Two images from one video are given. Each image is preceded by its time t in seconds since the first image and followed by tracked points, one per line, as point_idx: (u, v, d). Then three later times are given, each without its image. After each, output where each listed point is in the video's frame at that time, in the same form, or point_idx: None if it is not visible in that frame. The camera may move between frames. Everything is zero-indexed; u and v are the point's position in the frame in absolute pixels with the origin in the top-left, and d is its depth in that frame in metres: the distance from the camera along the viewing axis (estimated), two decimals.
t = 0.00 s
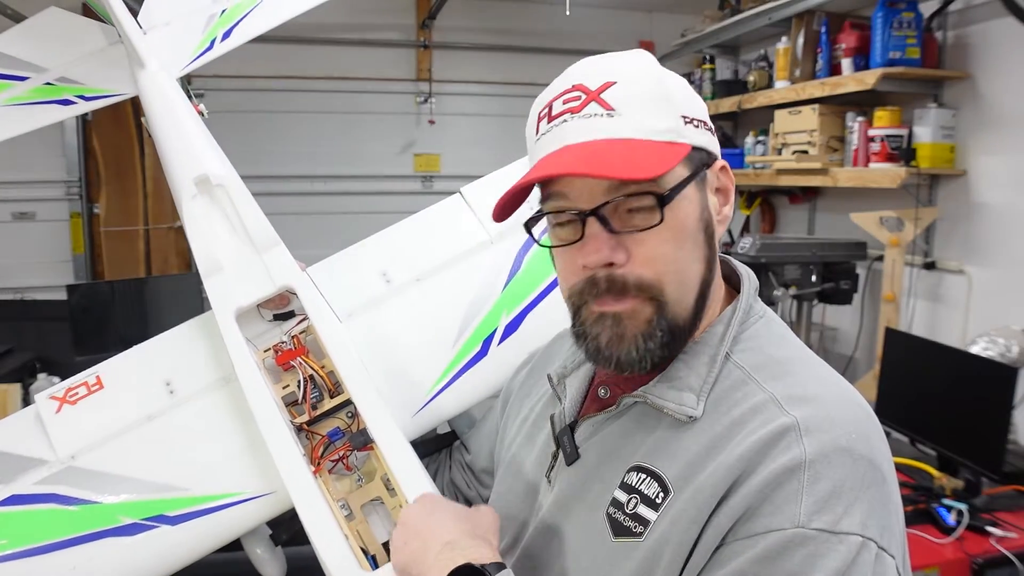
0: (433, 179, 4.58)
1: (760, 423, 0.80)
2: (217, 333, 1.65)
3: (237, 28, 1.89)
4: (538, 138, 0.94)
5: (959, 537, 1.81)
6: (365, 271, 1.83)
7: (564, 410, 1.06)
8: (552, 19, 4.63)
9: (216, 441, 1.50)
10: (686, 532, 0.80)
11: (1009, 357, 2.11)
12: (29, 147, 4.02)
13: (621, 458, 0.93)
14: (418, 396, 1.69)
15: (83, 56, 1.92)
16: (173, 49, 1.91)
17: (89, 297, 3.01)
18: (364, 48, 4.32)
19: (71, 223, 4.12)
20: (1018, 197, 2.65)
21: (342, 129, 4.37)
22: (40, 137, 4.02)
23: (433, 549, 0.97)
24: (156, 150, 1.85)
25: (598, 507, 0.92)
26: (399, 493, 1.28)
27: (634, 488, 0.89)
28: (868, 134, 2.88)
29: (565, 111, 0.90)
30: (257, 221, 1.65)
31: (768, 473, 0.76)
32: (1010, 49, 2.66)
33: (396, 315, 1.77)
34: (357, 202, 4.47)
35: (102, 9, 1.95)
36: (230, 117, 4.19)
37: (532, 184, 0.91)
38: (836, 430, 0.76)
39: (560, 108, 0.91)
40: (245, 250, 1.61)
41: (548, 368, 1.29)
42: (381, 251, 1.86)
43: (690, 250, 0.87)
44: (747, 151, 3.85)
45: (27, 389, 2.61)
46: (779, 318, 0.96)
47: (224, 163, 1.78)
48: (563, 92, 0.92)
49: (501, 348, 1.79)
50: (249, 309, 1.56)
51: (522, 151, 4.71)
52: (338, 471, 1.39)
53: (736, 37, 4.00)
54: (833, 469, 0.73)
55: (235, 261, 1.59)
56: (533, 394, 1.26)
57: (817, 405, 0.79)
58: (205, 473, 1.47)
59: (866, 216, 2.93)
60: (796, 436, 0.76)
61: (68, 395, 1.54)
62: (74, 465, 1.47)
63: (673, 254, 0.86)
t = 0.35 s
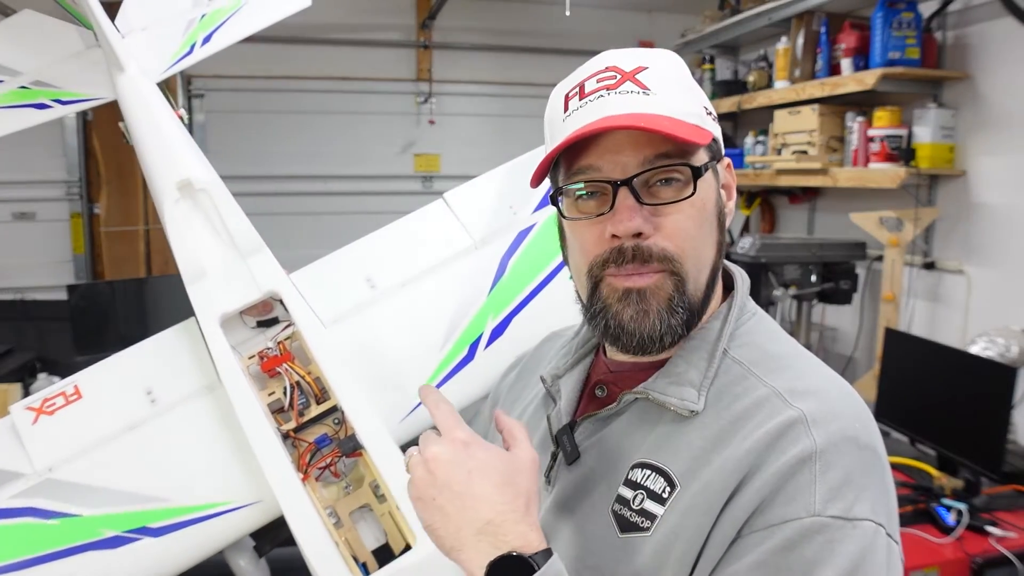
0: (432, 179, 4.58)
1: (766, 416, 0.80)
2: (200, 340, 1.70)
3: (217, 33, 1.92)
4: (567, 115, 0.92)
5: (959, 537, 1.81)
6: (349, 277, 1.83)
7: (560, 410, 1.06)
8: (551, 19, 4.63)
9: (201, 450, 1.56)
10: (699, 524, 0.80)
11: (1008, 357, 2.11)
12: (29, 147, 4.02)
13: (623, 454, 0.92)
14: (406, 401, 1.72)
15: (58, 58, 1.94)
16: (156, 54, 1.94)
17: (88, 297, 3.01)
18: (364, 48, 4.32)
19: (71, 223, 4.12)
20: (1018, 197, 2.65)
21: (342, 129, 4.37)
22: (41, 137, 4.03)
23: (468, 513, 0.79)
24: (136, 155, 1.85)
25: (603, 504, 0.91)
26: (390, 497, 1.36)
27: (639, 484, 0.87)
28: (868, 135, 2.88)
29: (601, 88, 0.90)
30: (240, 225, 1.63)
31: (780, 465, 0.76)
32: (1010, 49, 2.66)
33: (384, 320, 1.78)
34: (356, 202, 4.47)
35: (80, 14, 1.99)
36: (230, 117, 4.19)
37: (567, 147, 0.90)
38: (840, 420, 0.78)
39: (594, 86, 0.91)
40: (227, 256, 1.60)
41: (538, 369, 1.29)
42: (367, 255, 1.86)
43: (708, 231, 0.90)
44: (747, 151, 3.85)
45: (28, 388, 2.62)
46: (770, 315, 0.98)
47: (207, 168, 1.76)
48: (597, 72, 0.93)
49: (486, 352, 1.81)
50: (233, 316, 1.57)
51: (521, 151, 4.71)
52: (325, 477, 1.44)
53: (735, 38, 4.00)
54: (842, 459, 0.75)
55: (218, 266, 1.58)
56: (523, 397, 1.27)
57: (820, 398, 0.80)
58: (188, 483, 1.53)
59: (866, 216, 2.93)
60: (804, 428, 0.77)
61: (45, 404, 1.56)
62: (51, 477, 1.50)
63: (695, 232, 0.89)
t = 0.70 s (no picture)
0: (432, 179, 4.58)
1: (760, 414, 0.80)
2: (189, 349, 1.74)
3: (201, 37, 1.93)
4: (557, 119, 0.92)
5: (959, 537, 1.81)
6: (338, 282, 1.84)
7: (555, 410, 1.05)
8: (551, 19, 4.64)
9: (190, 458, 1.58)
10: (699, 521, 0.80)
11: (1008, 357, 2.11)
12: (29, 147, 4.02)
13: (621, 453, 0.92)
14: (399, 405, 1.71)
15: (42, 62, 1.98)
16: (143, 58, 1.95)
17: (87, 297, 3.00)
18: (363, 48, 4.32)
19: (71, 223, 4.12)
20: (1018, 197, 2.65)
21: (342, 129, 4.37)
22: (41, 137, 4.03)
23: (450, 549, 0.90)
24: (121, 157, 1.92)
25: (602, 502, 0.91)
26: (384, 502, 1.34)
27: (637, 483, 0.87)
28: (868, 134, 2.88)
29: (591, 91, 0.90)
30: (229, 233, 1.70)
31: (775, 462, 0.76)
32: (1010, 49, 2.66)
33: (373, 325, 1.79)
34: (356, 202, 4.47)
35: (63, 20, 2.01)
36: (230, 117, 4.19)
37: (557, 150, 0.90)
38: (835, 416, 0.78)
39: (584, 89, 0.91)
40: (217, 262, 1.66)
41: (530, 372, 1.28)
42: (356, 261, 1.87)
43: (700, 231, 0.90)
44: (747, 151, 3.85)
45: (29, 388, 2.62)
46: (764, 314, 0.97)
47: (190, 170, 1.86)
48: (587, 75, 0.93)
49: (479, 355, 1.82)
50: (222, 323, 1.59)
51: (521, 151, 4.72)
52: (318, 484, 1.43)
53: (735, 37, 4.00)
54: (837, 454, 0.75)
55: (208, 273, 1.64)
56: (516, 400, 1.26)
57: (814, 394, 0.80)
58: (178, 492, 1.54)
59: (866, 216, 2.93)
60: (799, 424, 0.77)
61: (30, 416, 1.58)
62: (38, 490, 1.51)
63: (687, 232, 0.89)
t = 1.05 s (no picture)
0: (433, 179, 4.58)
1: (755, 413, 0.80)
2: (194, 347, 1.72)
3: (206, 40, 1.93)
4: (550, 122, 0.92)
5: (959, 537, 1.81)
6: (340, 282, 1.83)
7: (554, 411, 1.05)
8: (551, 19, 4.64)
9: (193, 457, 1.58)
10: (693, 521, 0.80)
11: (1008, 357, 2.11)
12: (29, 147, 4.02)
13: (617, 452, 0.92)
14: (401, 405, 1.72)
15: (46, 67, 1.98)
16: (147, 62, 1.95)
17: (88, 297, 3.00)
18: (363, 48, 4.33)
19: (71, 223, 4.12)
20: (1018, 197, 2.65)
21: (342, 128, 4.37)
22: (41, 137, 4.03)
23: (450, 547, 0.92)
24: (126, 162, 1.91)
25: (598, 502, 0.91)
26: (387, 503, 1.35)
27: (633, 482, 0.87)
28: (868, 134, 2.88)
29: (583, 94, 0.90)
30: (233, 233, 1.71)
31: (769, 461, 0.76)
32: (1010, 49, 2.66)
33: (375, 324, 1.79)
34: (356, 202, 4.47)
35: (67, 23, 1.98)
36: (230, 117, 4.19)
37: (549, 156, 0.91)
38: (830, 416, 0.78)
39: (577, 92, 0.91)
40: (221, 263, 1.65)
41: (530, 372, 1.28)
42: (358, 261, 1.87)
43: (692, 234, 0.90)
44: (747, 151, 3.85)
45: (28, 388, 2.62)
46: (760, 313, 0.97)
47: (193, 171, 1.85)
48: (580, 78, 0.93)
49: (480, 354, 1.82)
50: (226, 323, 1.58)
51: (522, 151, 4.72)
52: (320, 483, 1.42)
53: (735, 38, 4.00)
54: (830, 454, 0.75)
55: (212, 273, 1.64)
56: (516, 400, 1.26)
57: (809, 393, 0.80)
58: (183, 491, 1.54)
59: (866, 216, 2.93)
60: (794, 424, 0.77)
61: (37, 415, 1.56)
62: (45, 487, 1.51)
63: (678, 236, 0.88)
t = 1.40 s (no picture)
0: (432, 179, 4.58)
1: (748, 416, 0.80)
2: (204, 345, 1.73)
3: (219, 41, 1.93)
4: (546, 126, 0.93)
5: (959, 537, 1.81)
6: (352, 280, 1.85)
7: (555, 410, 1.06)
8: (551, 19, 4.64)
9: (204, 451, 1.56)
10: (683, 523, 0.80)
11: (1009, 357, 2.11)
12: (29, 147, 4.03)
13: (613, 453, 0.92)
14: (408, 403, 1.71)
15: (62, 70, 1.98)
16: (159, 63, 1.94)
17: (88, 297, 3.00)
18: (364, 49, 4.33)
19: (71, 222, 4.12)
20: (1018, 197, 2.65)
21: (342, 128, 4.37)
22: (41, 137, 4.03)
23: (448, 546, 0.92)
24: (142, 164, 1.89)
25: (593, 503, 0.92)
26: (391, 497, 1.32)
27: (628, 483, 0.88)
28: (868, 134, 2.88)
29: (577, 99, 0.90)
30: (244, 233, 1.74)
31: (760, 463, 0.76)
32: (1010, 49, 2.66)
33: (383, 322, 1.79)
34: (357, 202, 4.47)
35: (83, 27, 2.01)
36: (230, 117, 4.19)
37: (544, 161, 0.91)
38: (822, 418, 0.77)
39: (571, 96, 0.91)
40: (232, 261, 1.70)
41: (537, 370, 1.29)
42: (366, 260, 1.89)
43: (688, 238, 0.89)
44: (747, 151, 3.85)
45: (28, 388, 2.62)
46: (762, 313, 0.97)
47: (206, 169, 1.87)
48: (574, 81, 0.93)
49: (487, 353, 1.80)
50: (237, 320, 1.62)
51: (522, 151, 4.71)
52: (328, 478, 1.42)
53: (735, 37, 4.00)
54: (822, 458, 0.74)
55: (223, 271, 1.68)
56: (522, 398, 1.26)
57: (804, 396, 0.80)
58: (194, 484, 1.52)
59: (866, 216, 2.93)
60: (786, 426, 0.77)
61: (55, 408, 1.57)
62: (61, 479, 1.50)
63: (673, 240, 0.88)
